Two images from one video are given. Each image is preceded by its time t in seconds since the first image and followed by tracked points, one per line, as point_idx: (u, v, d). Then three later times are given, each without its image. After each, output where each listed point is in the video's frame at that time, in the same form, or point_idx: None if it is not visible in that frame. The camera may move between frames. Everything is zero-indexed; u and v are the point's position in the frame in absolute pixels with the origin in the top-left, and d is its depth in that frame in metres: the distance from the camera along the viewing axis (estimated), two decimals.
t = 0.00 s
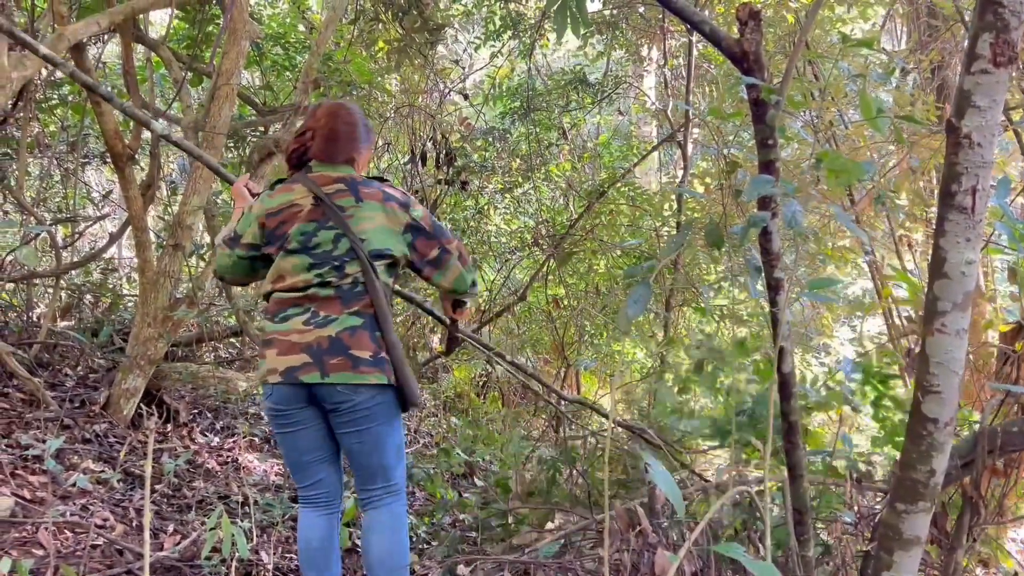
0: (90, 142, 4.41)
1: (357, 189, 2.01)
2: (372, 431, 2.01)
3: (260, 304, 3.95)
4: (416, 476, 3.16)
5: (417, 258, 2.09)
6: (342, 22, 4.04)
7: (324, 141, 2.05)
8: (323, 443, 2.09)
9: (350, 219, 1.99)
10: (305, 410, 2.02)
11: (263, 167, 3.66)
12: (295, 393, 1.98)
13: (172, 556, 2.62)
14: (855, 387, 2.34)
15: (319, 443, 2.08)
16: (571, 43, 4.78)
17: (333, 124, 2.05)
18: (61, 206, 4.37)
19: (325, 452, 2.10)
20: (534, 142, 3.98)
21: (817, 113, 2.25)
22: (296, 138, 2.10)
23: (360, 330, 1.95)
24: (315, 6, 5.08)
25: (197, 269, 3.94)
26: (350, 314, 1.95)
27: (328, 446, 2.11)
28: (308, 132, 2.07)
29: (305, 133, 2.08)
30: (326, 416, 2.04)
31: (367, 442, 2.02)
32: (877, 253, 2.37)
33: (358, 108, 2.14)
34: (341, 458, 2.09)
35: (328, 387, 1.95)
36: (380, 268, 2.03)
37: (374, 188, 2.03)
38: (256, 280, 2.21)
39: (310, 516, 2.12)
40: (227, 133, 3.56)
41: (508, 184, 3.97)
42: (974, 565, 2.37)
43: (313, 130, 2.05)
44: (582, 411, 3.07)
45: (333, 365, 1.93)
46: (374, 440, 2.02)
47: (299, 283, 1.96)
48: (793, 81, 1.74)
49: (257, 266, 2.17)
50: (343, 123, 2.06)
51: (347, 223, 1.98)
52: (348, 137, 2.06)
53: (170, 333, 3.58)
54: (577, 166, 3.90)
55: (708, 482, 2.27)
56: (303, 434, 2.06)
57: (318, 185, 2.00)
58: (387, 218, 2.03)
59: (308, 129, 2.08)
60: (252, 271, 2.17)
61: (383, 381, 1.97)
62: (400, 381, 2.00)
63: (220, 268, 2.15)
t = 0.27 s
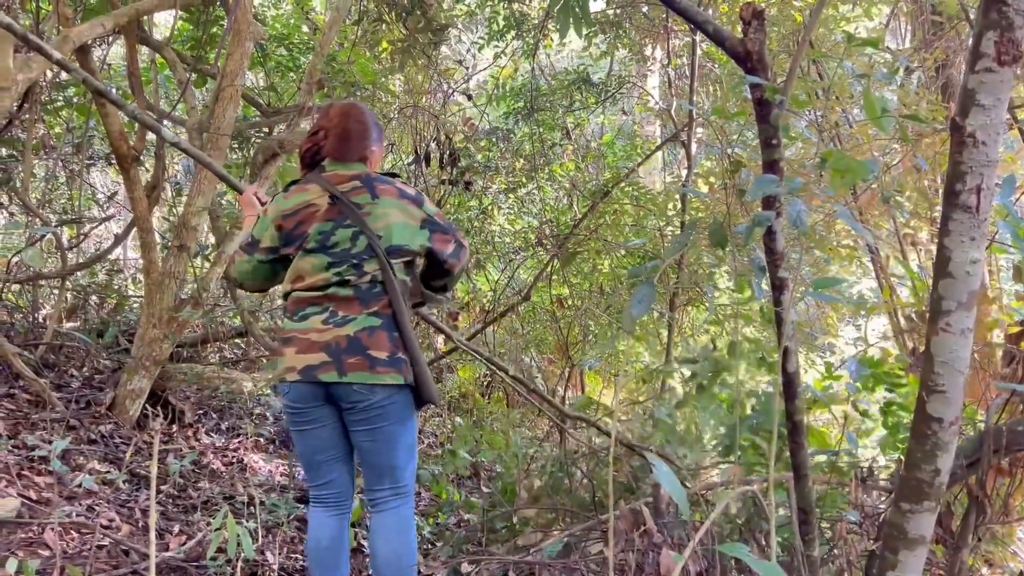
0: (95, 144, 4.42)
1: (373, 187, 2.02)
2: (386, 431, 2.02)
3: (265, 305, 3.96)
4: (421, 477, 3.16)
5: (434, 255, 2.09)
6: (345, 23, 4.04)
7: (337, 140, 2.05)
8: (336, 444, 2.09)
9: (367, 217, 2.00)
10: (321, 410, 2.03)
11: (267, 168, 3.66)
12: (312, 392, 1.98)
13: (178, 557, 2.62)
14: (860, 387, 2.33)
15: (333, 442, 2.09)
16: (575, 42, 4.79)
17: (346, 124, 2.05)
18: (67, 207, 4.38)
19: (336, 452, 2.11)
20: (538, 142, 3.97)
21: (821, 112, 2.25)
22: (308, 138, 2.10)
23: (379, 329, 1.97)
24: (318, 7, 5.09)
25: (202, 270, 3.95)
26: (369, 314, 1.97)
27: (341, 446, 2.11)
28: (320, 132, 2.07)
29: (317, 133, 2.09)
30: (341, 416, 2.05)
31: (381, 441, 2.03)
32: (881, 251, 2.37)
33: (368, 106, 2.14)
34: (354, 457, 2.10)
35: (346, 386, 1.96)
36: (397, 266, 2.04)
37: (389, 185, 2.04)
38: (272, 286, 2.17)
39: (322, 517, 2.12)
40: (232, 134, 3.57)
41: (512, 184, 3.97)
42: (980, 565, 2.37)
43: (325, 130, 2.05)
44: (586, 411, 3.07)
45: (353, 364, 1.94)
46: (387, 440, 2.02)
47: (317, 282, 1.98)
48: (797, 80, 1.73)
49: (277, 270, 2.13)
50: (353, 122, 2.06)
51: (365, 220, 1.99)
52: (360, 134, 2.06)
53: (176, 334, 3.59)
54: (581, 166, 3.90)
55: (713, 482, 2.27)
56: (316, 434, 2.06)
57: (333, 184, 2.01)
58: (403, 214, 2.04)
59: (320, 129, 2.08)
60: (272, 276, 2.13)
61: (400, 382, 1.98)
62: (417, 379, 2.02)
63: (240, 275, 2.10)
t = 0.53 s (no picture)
0: (100, 145, 4.43)
1: (384, 188, 2.04)
2: (395, 431, 2.02)
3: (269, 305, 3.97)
4: (426, 476, 3.16)
5: (437, 258, 2.13)
6: (349, 23, 4.05)
7: (350, 141, 2.06)
8: (344, 444, 2.10)
9: (378, 218, 2.00)
10: (330, 410, 2.03)
11: (272, 169, 3.67)
12: (322, 391, 1.98)
13: (184, 557, 2.63)
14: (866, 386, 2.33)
15: (341, 442, 2.09)
16: (579, 42, 4.78)
17: (360, 123, 2.07)
18: (72, 208, 4.40)
19: (345, 452, 2.11)
20: (542, 142, 3.97)
21: (826, 111, 2.25)
22: (321, 138, 2.11)
23: (391, 330, 1.97)
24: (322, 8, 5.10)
25: (207, 270, 3.96)
26: (382, 314, 1.97)
27: (350, 445, 2.11)
28: (334, 131, 2.09)
29: (329, 132, 2.10)
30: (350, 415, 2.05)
31: (389, 441, 2.03)
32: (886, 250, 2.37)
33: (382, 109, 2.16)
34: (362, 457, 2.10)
35: (358, 386, 1.96)
36: (408, 267, 2.04)
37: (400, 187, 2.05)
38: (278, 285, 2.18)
39: (328, 516, 2.12)
40: (236, 135, 3.57)
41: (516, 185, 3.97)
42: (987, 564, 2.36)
43: (339, 130, 2.07)
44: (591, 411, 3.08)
45: (365, 364, 1.94)
46: (396, 440, 2.03)
47: (329, 282, 1.98)
48: (801, 79, 1.73)
49: (283, 270, 2.13)
50: (367, 122, 2.08)
51: (376, 220, 2.00)
52: (373, 135, 2.07)
53: (181, 334, 3.60)
54: (585, 165, 3.90)
55: (719, 482, 2.27)
56: (325, 434, 2.07)
57: (345, 185, 2.02)
58: (414, 216, 2.06)
59: (333, 128, 2.09)
60: (278, 275, 2.13)
61: (412, 382, 1.99)
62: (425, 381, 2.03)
63: (246, 272, 2.11)
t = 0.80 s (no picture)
0: (106, 146, 4.44)
1: (390, 187, 2.04)
2: (398, 430, 2.02)
3: (274, 305, 3.97)
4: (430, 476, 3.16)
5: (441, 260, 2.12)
6: (353, 23, 4.05)
7: (356, 141, 2.07)
8: (349, 444, 2.10)
9: (382, 216, 2.00)
10: (334, 410, 2.03)
11: (276, 169, 3.67)
12: (325, 391, 1.99)
13: (189, 557, 2.63)
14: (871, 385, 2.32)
15: (347, 443, 2.09)
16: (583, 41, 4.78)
17: (368, 123, 2.08)
18: (77, 209, 4.41)
19: (350, 452, 2.11)
20: (546, 142, 3.97)
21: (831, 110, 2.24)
22: (329, 138, 2.13)
23: (392, 330, 1.97)
24: (327, 8, 5.11)
25: (212, 271, 3.96)
26: (383, 314, 1.97)
27: (356, 446, 2.12)
28: (341, 132, 2.10)
29: (337, 133, 2.12)
30: (356, 415, 2.05)
31: (394, 441, 2.03)
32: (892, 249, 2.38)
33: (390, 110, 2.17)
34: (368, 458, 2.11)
35: (359, 386, 1.95)
36: (412, 267, 2.04)
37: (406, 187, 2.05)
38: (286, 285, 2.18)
39: (335, 516, 2.13)
40: (240, 136, 3.58)
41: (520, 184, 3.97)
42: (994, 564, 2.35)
43: (346, 130, 2.08)
44: (595, 410, 3.07)
45: (365, 364, 1.94)
46: (400, 440, 2.03)
47: (331, 281, 1.98)
48: (806, 77, 1.72)
49: (291, 269, 2.14)
50: (373, 122, 2.08)
51: (380, 219, 2.00)
52: (379, 135, 2.08)
53: (186, 335, 3.61)
54: (590, 165, 3.90)
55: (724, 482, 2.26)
56: (330, 434, 2.07)
57: (350, 184, 2.02)
58: (418, 216, 2.05)
59: (341, 129, 2.11)
60: (287, 274, 2.14)
61: (413, 381, 1.98)
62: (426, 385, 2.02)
63: (255, 272, 2.12)
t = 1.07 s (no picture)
0: (110, 146, 4.45)
1: (398, 189, 2.05)
2: (407, 428, 2.02)
3: (279, 304, 3.98)
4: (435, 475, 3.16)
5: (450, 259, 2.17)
6: (357, 22, 4.06)
7: (363, 143, 2.08)
8: (356, 442, 2.10)
9: (391, 217, 2.01)
10: (343, 408, 2.03)
11: (281, 169, 3.68)
12: (336, 388, 1.98)
13: (195, 555, 2.63)
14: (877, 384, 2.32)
15: (353, 441, 2.09)
16: (587, 39, 4.78)
17: (374, 125, 2.09)
18: (82, 209, 4.42)
19: (356, 451, 2.11)
20: (551, 141, 3.96)
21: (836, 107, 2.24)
22: (334, 140, 2.13)
23: (405, 327, 1.97)
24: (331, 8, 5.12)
25: (217, 271, 3.97)
26: (396, 312, 1.97)
27: (362, 444, 2.12)
28: (347, 133, 2.11)
29: (343, 135, 2.12)
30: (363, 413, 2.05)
31: (401, 439, 2.03)
32: (898, 247, 2.38)
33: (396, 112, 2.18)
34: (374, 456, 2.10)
35: (373, 383, 1.96)
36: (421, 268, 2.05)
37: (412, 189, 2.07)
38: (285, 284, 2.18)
39: (340, 514, 2.12)
40: (244, 135, 3.58)
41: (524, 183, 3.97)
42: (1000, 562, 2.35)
43: (352, 133, 2.08)
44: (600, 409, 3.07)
45: (381, 361, 1.94)
46: (408, 438, 2.03)
47: (343, 280, 1.98)
48: (812, 75, 1.71)
49: (293, 268, 2.15)
50: (379, 127, 2.10)
51: (390, 220, 2.00)
52: (385, 139, 2.08)
53: (191, 334, 3.61)
54: (594, 164, 3.89)
55: (730, 480, 2.26)
56: (337, 432, 2.07)
57: (358, 185, 2.03)
58: (426, 220, 2.08)
59: (346, 131, 2.11)
60: (286, 273, 2.14)
61: (425, 379, 2.00)
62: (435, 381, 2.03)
63: (253, 268, 2.12)
